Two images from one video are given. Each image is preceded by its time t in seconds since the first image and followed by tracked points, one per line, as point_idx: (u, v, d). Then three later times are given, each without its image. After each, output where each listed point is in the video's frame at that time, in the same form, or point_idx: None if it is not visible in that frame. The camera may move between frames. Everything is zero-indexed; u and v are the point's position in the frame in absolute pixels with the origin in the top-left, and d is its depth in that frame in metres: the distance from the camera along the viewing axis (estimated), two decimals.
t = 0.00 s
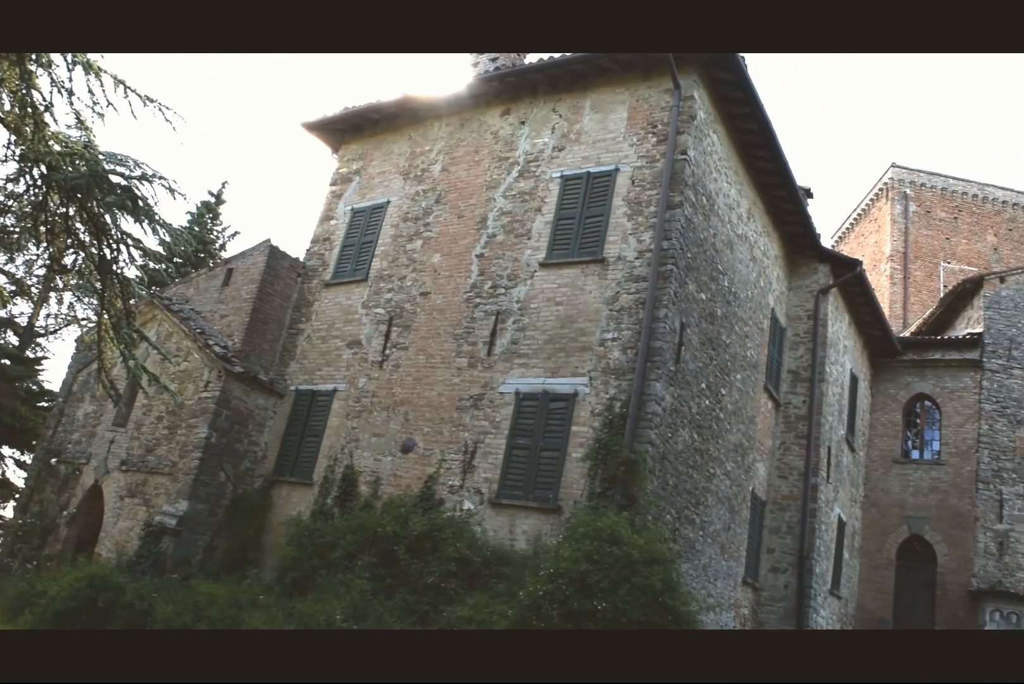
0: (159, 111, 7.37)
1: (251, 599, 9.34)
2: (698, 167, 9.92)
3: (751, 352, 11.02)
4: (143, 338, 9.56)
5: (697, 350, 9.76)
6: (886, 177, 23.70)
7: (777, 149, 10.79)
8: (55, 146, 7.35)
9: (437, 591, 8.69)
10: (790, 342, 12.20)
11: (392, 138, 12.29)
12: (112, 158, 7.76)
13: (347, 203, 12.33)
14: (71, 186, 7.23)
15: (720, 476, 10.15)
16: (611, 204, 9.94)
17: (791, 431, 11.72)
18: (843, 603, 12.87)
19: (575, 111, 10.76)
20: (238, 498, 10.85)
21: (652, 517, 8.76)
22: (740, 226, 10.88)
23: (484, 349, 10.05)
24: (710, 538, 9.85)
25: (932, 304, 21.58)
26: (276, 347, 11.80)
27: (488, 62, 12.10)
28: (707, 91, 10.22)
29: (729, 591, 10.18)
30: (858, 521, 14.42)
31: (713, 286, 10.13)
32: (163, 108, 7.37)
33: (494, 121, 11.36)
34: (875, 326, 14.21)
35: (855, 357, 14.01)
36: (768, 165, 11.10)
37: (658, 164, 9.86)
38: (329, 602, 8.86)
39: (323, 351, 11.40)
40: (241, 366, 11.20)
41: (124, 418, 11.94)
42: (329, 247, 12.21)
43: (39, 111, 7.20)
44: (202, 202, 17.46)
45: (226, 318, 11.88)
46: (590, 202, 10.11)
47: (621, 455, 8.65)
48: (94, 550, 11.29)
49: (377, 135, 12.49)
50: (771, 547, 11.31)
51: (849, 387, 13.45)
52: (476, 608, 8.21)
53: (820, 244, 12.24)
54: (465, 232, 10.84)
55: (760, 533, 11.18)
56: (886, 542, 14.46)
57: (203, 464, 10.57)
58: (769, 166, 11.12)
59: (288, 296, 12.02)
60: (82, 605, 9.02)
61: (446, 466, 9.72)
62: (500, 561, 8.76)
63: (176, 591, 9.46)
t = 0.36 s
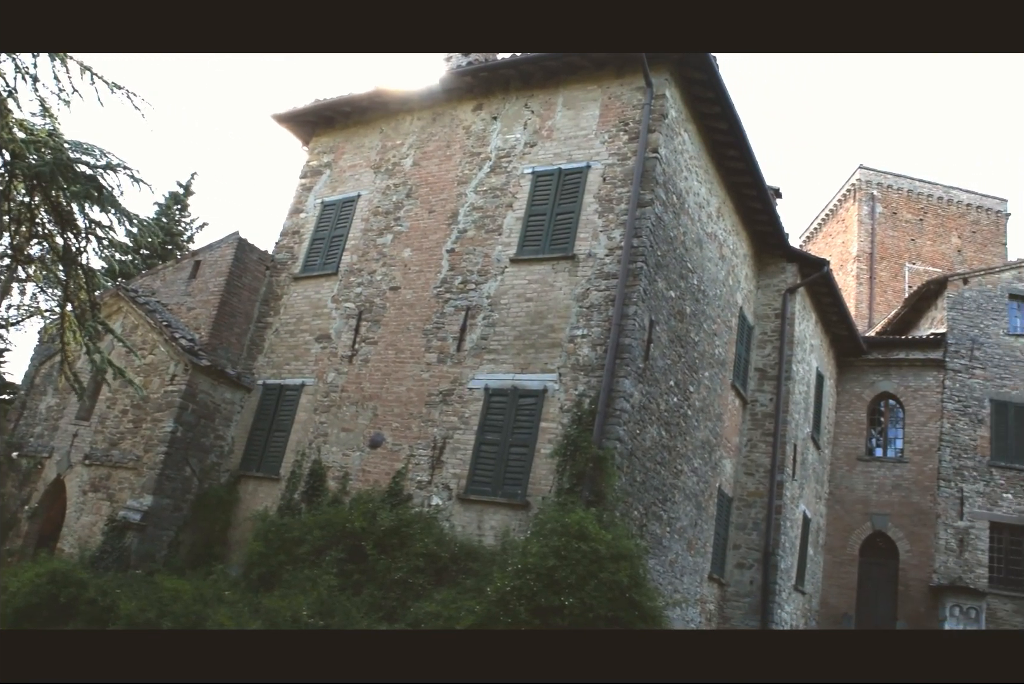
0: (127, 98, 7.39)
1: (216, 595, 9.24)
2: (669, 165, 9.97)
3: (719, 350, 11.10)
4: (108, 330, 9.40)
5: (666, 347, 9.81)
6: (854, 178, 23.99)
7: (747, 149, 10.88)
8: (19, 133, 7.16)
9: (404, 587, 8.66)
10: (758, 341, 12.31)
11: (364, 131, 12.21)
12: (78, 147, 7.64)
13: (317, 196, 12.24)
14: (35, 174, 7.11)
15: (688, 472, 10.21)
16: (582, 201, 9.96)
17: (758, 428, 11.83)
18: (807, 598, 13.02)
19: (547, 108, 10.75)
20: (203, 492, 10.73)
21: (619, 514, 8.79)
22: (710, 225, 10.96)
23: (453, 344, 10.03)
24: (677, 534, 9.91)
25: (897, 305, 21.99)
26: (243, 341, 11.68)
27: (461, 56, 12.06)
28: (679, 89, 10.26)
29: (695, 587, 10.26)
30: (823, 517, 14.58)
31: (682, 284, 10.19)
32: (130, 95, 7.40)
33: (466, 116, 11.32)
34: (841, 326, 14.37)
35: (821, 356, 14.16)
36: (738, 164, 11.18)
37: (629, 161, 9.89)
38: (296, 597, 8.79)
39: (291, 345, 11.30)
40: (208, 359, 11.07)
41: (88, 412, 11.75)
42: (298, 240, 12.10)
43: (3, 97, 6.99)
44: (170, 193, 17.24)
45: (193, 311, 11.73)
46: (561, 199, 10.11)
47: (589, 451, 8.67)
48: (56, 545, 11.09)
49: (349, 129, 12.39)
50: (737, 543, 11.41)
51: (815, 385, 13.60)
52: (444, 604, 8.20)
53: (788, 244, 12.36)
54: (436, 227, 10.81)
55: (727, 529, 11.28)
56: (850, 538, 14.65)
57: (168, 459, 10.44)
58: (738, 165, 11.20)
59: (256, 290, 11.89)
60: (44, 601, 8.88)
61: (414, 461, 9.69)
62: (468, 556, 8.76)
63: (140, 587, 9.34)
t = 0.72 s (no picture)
0: (101, 88, 8.08)
1: (189, 591, 9.16)
2: (646, 162, 9.99)
3: (694, 346, 11.15)
4: (80, 323, 9.28)
5: (641, 343, 9.84)
6: (828, 177, 24.17)
7: (723, 147, 10.93)
8: None
9: (379, 582, 8.64)
10: (733, 337, 12.38)
11: (341, 124, 12.14)
12: (50, 135, 7.53)
13: (293, 189, 12.15)
14: (5, 162, 7.01)
15: (662, 468, 10.26)
16: (559, 197, 9.96)
17: (732, 424, 11.90)
18: (780, 593, 13.13)
19: (525, 103, 10.74)
20: (176, 487, 10.64)
21: (594, 509, 8.81)
22: (686, 222, 11.00)
23: (429, 339, 10.00)
24: (651, 529, 9.95)
25: (870, 303, 22.23)
26: (217, 335, 11.58)
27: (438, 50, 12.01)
28: (657, 86, 10.27)
29: (669, 582, 10.31)
30: (796, 513, 14.70)
31: (658, 281, 10.22)
32: (102, 86, 8.09)
33: (444, 110, 11.29)
34: (816, 323, 14.49)
35: (796, 353, 14.26)
36: (714, 162, 11.23)
37: (607, 157, 9.91)
38: (270, 593, 8.75)
39: (266, 338, 11.22)
40: (181, 352, 10.97)
41: (59, 405, 11.59)
42: (274, 233, 12.01)
43: None
44: (144, 184, 17.06)
45: (167, 304, 11.62)
46: (539, 195, 10.11)
47: (564, 447, 8.69)
48: (26, 540, 10.94)
49: (325, 121, 12.32)
50: (710, 539, 11.48)
51: (789, 383, 13.71)
52: (418, 599, 8.19)
53: (763, 241, 12.44)
54: (412, 221, 10.77)
55: (700, 525, 11.34)
56: (822, 534, 14.78)
57: (140, 453, 10.34)
58: (715, 163, 11.25)
59: (231, 283, 11.79)
60: (13, 597, 8.77)
61: (389, 456, 9.66)
62: (443, 551, 8.75)
63: (111, 582, 9.23)
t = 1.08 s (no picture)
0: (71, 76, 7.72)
1: (157, 587, 9.05)
2: (621, 160, 10.02)
3: (667, 344, 11.21)
4: (49, 315, 9.13)
5: (615, 340, 9.87)
6: (801, 177, 24.38)
7: (698, 146, 10.99)
8: None
9: (351, 578, 8.60)
10: (705, 335, 12.45)
11: (315, 117, 12.05)
12: (17, 123, 7.40)
13: (266, 182, 12.04)
14: None
15: (634, 465, 10.30)
16: (534, 193, 9.96)
17: (703, 422, 11.97)
18: (750, 589, 13.25)
19: (501, 99, 10.72)
20: (145, 482, 10.51)
21: (566, 505, 8.83)
22: (661, 220, 11.04)
23: (403, 334, 9.97)
24: (623, 525, 9.99)
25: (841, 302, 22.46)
26: (188, 328, 11.45)
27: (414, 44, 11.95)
28: (633, 84, 10.29)
29: (640, 578, 10.36)
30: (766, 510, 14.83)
31: (632, 278, 10.25)
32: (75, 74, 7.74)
33: (419, 105, 11.25)
34: (787, 322, 14.61)
35: (767, 352, 14.39)
36: (689, 161, 11.29)
37: (582, 155, 9.92)
38: (239, 589, 8.68)
39: (238, 332, 11.12)
40: (152, 346, 10.84)
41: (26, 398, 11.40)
42: (247, 226, 11.91)
43: None
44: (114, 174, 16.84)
45: (137, 296, 11.48)
46: (513, 191, 10.10)
47: (537, 443, 8.70)
48: None
49: (300, 114, 12.23)
50: (681, 535, 11.55)
51: (760, 381, 13.82)
52: (389, 595, 8.17)
53: (736, 240, 12.52)
54: (387, 216, 10.72)
55: (672, 521, 11.40)
56: (791, 531, 14.92)
57: (109, 447, 10.21)
58: (689, 162, 11.31)
59: (203, 276, 11.67)
60: None
61: (362, 451, 9.61)
62: (415, 547, 8.73)
63: (78, 578, 9.10)
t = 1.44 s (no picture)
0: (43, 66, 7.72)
1: (124, 582, 8.94)
2: (595, 157, 10.04)
3: (639, 341, 11.26)
4: (15, 307, 8.98)
5: (587, 337, 9.89)
6: (773, 176, 24.58)
7: (671, 144, 11.04)
8: None
9: (321, 574, 8.56)
10: (677, 333, 12.52)
11: (288, 109, 11.95)
12: None
13: (238, 174, 11.93)
14: None
15: (605, 461, 10.33)
16: (508, 189, 9.95)
17: (674, 418, 12.05)
18: (718, 585, 13.35)
19: (476, 94, 10.69)
20: (112, 476, 10.38)
21: (538, 501, 8.83)
22: (633, 218, 11.08)
23: (375, 329, 9.92)
24: (593, 521, 10.02)
25: (811, 302, 22.70)
26: (157, 322, 11.32)
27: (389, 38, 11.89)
28: (607, 81, 10.31)
29: (610, 574, 10.40)
30: (736, 507, 14.95)
31: (605, 275, 10.28)
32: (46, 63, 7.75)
33: (393, 99, 11.19)
34: (758, 321, 14.73)
35: (738, 350, 14.50)
36: (662, 159, 11.33)
37: (556, 151, 9.93)
38: (207, 585, 8.59)
39: (208, 326, 11.01)
40: (120, 339, 10.70)
41: None
42: (217, 218, 11.79)
43: None
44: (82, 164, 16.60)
45: (105, 289, 11.32)
46: (487, 186, 10.09)
47: (508, 439, 8.69)
48: None
49: (272, 107, 12.12)
50: (651, 531, 11.61)
51: (730, 378, 13.92)
52: (359, 591, 8.14)
53: (708, 239, 12.60)
54: (360, 210, 10.66)
55: (642, 518, 11.46)
56: (760, 527, 15.05)
57: (75, 441, 10.08)
58: (662, 160, 11.35)
59: (172, 269, 11.53)
60: None
61: (333, 446, 9.55)
62: (385, 543, 8.70)
63: (42, 574, 8.97)
